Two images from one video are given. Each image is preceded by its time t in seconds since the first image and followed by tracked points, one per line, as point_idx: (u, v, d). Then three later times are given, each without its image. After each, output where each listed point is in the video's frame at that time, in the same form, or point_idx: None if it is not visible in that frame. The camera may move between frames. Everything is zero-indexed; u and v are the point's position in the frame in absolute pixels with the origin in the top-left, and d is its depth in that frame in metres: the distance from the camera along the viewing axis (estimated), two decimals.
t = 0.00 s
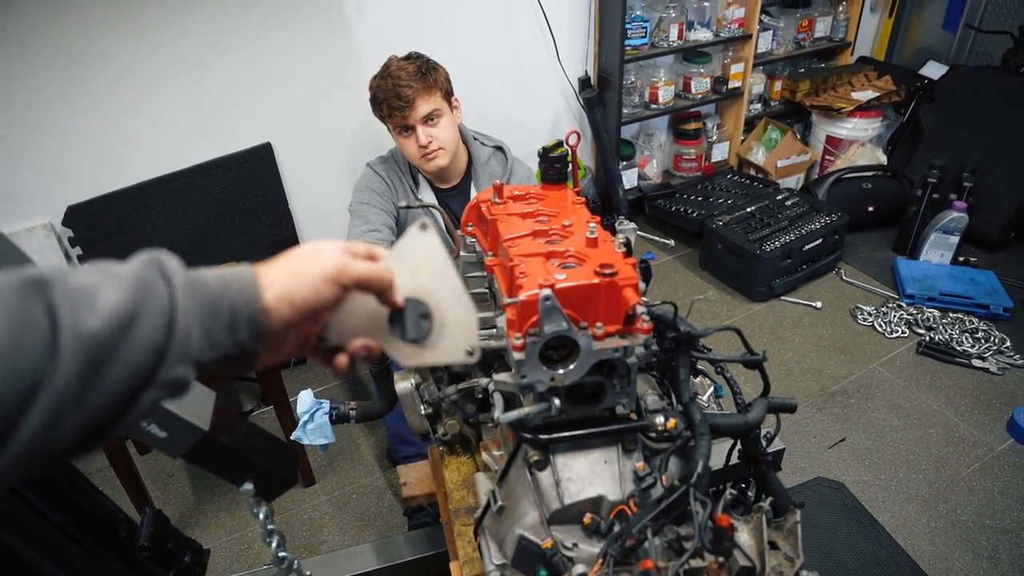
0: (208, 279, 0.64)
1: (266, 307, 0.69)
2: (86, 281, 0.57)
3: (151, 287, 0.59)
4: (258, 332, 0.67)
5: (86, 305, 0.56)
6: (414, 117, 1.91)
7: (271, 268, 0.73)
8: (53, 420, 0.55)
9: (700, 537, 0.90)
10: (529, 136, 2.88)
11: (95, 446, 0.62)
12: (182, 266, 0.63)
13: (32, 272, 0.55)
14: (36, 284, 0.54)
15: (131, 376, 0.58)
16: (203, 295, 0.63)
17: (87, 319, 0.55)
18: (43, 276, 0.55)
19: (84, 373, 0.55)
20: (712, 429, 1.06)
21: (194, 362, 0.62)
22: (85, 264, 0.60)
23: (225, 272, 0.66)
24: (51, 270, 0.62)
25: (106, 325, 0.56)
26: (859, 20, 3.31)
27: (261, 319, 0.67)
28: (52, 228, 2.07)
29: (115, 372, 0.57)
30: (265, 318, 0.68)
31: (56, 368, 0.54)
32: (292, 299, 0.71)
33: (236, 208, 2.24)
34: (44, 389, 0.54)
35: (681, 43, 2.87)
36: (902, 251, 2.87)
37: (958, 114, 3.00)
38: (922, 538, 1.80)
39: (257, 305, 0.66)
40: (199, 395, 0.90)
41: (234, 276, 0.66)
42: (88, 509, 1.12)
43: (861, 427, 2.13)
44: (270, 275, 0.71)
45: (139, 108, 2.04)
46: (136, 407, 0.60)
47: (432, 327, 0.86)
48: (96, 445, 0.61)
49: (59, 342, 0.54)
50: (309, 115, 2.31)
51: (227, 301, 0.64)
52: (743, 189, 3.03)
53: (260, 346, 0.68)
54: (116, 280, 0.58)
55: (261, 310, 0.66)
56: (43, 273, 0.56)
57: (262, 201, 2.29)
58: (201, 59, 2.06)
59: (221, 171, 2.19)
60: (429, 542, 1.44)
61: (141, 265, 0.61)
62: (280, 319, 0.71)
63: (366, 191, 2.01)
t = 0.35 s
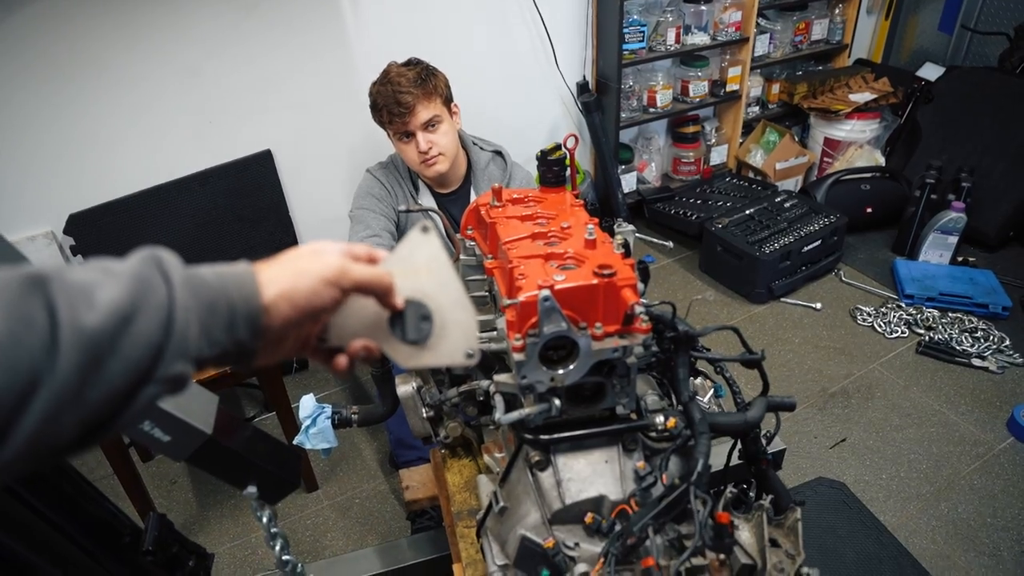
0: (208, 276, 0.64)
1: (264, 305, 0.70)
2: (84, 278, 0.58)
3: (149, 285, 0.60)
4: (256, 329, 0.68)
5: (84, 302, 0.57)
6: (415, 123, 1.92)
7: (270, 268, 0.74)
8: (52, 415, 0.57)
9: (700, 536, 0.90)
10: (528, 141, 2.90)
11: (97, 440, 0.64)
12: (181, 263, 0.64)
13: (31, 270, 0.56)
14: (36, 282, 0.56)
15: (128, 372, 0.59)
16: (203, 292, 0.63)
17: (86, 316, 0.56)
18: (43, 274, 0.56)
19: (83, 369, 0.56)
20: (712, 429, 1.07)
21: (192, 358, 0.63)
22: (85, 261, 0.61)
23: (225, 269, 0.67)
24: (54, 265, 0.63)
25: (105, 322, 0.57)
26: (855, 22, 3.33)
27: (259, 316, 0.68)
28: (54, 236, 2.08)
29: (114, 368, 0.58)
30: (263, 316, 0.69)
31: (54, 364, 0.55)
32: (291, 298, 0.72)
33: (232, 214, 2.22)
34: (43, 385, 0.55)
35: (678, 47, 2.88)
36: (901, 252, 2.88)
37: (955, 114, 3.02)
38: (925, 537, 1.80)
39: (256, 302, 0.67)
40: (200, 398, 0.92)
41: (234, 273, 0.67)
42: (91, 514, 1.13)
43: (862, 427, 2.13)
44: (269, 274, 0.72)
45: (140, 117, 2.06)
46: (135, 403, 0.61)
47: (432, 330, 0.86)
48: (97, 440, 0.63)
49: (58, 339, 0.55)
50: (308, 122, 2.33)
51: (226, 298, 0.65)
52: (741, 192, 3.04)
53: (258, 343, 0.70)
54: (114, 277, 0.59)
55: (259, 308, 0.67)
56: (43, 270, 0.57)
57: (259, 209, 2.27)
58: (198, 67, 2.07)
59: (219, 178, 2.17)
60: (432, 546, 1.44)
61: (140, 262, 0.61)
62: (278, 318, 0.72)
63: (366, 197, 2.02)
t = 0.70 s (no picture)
0: (208, 274, 0.65)
1: (265, 304, 0.70)
2: (85, 279, 0.59)
3: (148, 283, 0.61)
4: (257, 326, 0.68)
5: (85, 302, 0.58)
6: (420, 121, 1.93)
7: (272, 267, 0.75)
8: (58, 415, 0.57)
9: (709, 522, 0.91)
10: (529, 137, 2.90)
11: (104, 438, 0.65)
12: (182, 261, 0.65)
13: (31, 272, 0.57)
14: (37, 283, 0.56)
15: (131, 370, 0.60)
16: (203, 290, 0.64)
17: (87, 316, 0.57)
18: (44, 275, 0.57)
19: (86, 369, 0.57)
20: (719, 417, 1.07)
21: (195, 355, 0.64)
22: (85, 262, 0.62)
23: (225, 267, 0.67)
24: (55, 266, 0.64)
25: (106, 321, 0.57)
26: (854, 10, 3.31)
27: (260, 313, 0.68)
28: (60, 242, 2.09)
29: (116, 367, 0.59)
30: (264, 313, 0.69)
31: (56, 365, 0.56)
32: (293, 297, 0.73)
33: (238, 217, 2.22)
34: (47, 386, 0.56)
35: (676, 39, 2.88)
36: (904, 239, 2.87)
37: (957, 100, 3.01)
38: (934, 522, 1.80)
39: (256, 299, 0.67)
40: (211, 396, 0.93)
41: (234, 271, 0.68)
42: (105, 514, 1.14)
43: (869, 414, 2.13)
44: (270, 272, 0.73)
45: (143, 121, 2.07)
46: (139, 401, 0.62)
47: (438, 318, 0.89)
48: (104, 437, 0.64)
49: (60, 339, 0.56)
50: (309, 123, 2.34)
51: (227, 295, 0.66)
52: (743, 182, 3.04)
53: (260, 340, 0.70)
54: (114, 276, 0.59)
55: (260, 305, 0.68)
56: (44, 272, 0.58)
57: (262, 210, 2.26)
58: (201, 70, 2.08)
59: (222, 180, 2.18)
60: (443, 540, 1.45)
61: (140, 261, 0.62)
62: (280, 316, 0.73)
63: (369, 197, 2.03)
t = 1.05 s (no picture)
0: (203, 267, 0.64)
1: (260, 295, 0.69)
2: (76, 273, 0.58)
3: (141, 277, 0.60)
4: (253, 319, 0.68)
5: (76, 297, 0.57)
6: (416, 120, 1.93)
7: (270, 257, 0.74)
8: (48, 412, 0.56)
9: (703, 523, 0.91)
10: (525, 140, 2.91)
11: (99, 434, 0.63)
12: (176, 254, 0.64)
13: (20, 265, 0.56)
14: (27, 276, 0.55)
15: (124, 364, 0.59)
16: (198, 283, 0.64)
17: (77, 310, 0.56)
18: (33, 268, 0.56)
19: (77, 364, 0.56)
20: (713, 417, 1.07)
21: (188, 350, 0.63)
22: (76, 255, 0.61)
23: (220, 259, 0.67)
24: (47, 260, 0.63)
25: (97, 315, 0.57)
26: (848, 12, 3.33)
27: (256, 306, 0.68)
28: (56, 247, 2.10)
29: (109, 362, 0.58)
30: (262, 306, 0.69)
31: (47, 358, 0.55)
32: (287, 288, 0.72)
33: (234, 221, 2.24)
34: (36, 382, 0.55)
35: (671, 42, 2.90)
36: (900, 240, 2.88)
37: (950, 102, 3.02)
38: (930, 523, 1.81)
39: (252, 292, 0.67)
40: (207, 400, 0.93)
41: (229, 263, 0.67)
42: (101, 518, 1.14)
43: (865, 415, 2.14)
44: (269, 262, 0.73)
45: (139, 126, 2.08)
46: (133, 396, 0.62)
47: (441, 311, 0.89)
48: (98, 433, 0.63)
49: (49, 334, 0.55)
50: (306, 127, 2.34)
51: (222, 289, 0.65)
52: (739, 184, 3.05)
53: (258, 332, 0.70)
54: (106, 270, 0.59)
55: (257, 298, 0.67)
56: (35, 265, 0.57)
57: (257, 215, 2.29)
58: (198, 75, 2.09)
59: (219, 185, 2.19)
60: (439, 543, 1.45)
61: (134, 254, 0.62)
62: (275, 307, 0.72)
63: (365, 201, 2.03)
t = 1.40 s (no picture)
0: (214, 285, 0.66)
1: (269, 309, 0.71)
2: (91, 290, 0.59)
3: (156, 295, 0.61)
4: (265, 337, 0.69)
5: (93, 315, 0.57)
6: (414, 129, 1.94)
7: (276, 269, 0.76)
8: (61, 430, 0.56)
9: (702, 528, 0.91)
10: (523, 148, 2.92)
11: (104, 454, 0.63)
12: (187, 273, 0.65)
13: (38, 282, 0.56)
14: (44, 293, 0.56)
15: (138, 382, 0.59)
16: (211, 302, 0.65)
17: (92, 329, 0.57)
18: (50, 286, 0.56)
19: (90, 383, 0.57)
20: (712, 422, 1.07)
21: (202, 369, 0.64)
22: (91, 273, 0.62)
23: (232, 278, 0.68)
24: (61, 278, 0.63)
25: (112, 334, 0.57)
26: (844, 20, 3.36)
27: (268, 323, 0.69)
28: (55, 256, 2.10)
29: (122, 381, 0.58)
30: (272, 323, 0.70)
31: (62, 376, 0.55)
32: (290, 298, 0.74)
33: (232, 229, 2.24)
34: (51, 400, 0.55)
35: (668, 50, 2.91)
36: (897, 246, 2.89)
37: (946, 107, 3.04)
38: (930, 527, 1.80)
39: (263, 310, 0.68)
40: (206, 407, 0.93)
41: (241, 281, 0.68)
42: (100, 527, 1.14)
43: (864, 420, 2.14)
44: (274, 277, 0.75)
45: (139, 135, 2.08)
46: (145, 414, 0.62)
47: (450, 334, 0.86)
48: (105, 452, 0.63)
49: (65, 353, 0.55)
50: (305, 135, 2.35)
51: (234, 308, 0.66)
52: (736, 191, 3.06)
53: (268, 351, 0.71)
54: (122, 289, 0.60)
55: (268, 315, 0.69)
56: (51, 282, 0.57)
57: (258, 224, 2.29)
58: (197, 84, 2.10)
59: (219, 193, 2.20)
60: (439, 550, 1.45)
61: (148, 272, 0.63)
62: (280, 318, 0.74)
63: (363, 208, 2.03)
